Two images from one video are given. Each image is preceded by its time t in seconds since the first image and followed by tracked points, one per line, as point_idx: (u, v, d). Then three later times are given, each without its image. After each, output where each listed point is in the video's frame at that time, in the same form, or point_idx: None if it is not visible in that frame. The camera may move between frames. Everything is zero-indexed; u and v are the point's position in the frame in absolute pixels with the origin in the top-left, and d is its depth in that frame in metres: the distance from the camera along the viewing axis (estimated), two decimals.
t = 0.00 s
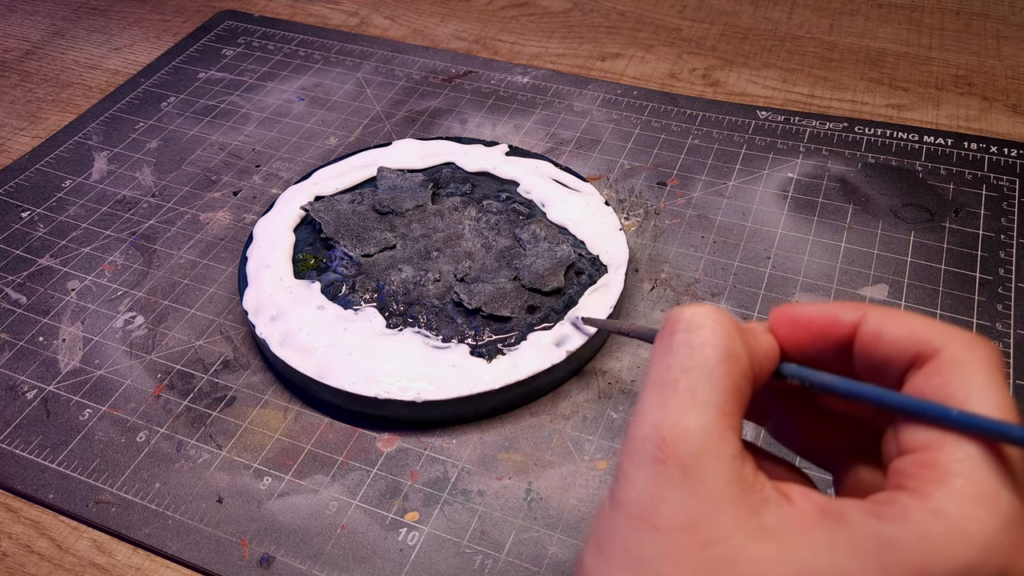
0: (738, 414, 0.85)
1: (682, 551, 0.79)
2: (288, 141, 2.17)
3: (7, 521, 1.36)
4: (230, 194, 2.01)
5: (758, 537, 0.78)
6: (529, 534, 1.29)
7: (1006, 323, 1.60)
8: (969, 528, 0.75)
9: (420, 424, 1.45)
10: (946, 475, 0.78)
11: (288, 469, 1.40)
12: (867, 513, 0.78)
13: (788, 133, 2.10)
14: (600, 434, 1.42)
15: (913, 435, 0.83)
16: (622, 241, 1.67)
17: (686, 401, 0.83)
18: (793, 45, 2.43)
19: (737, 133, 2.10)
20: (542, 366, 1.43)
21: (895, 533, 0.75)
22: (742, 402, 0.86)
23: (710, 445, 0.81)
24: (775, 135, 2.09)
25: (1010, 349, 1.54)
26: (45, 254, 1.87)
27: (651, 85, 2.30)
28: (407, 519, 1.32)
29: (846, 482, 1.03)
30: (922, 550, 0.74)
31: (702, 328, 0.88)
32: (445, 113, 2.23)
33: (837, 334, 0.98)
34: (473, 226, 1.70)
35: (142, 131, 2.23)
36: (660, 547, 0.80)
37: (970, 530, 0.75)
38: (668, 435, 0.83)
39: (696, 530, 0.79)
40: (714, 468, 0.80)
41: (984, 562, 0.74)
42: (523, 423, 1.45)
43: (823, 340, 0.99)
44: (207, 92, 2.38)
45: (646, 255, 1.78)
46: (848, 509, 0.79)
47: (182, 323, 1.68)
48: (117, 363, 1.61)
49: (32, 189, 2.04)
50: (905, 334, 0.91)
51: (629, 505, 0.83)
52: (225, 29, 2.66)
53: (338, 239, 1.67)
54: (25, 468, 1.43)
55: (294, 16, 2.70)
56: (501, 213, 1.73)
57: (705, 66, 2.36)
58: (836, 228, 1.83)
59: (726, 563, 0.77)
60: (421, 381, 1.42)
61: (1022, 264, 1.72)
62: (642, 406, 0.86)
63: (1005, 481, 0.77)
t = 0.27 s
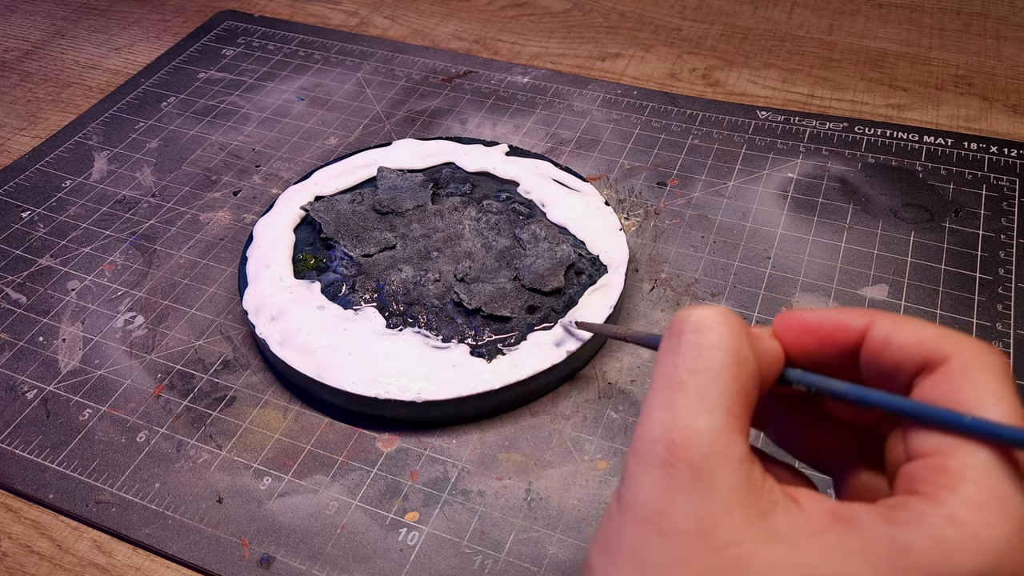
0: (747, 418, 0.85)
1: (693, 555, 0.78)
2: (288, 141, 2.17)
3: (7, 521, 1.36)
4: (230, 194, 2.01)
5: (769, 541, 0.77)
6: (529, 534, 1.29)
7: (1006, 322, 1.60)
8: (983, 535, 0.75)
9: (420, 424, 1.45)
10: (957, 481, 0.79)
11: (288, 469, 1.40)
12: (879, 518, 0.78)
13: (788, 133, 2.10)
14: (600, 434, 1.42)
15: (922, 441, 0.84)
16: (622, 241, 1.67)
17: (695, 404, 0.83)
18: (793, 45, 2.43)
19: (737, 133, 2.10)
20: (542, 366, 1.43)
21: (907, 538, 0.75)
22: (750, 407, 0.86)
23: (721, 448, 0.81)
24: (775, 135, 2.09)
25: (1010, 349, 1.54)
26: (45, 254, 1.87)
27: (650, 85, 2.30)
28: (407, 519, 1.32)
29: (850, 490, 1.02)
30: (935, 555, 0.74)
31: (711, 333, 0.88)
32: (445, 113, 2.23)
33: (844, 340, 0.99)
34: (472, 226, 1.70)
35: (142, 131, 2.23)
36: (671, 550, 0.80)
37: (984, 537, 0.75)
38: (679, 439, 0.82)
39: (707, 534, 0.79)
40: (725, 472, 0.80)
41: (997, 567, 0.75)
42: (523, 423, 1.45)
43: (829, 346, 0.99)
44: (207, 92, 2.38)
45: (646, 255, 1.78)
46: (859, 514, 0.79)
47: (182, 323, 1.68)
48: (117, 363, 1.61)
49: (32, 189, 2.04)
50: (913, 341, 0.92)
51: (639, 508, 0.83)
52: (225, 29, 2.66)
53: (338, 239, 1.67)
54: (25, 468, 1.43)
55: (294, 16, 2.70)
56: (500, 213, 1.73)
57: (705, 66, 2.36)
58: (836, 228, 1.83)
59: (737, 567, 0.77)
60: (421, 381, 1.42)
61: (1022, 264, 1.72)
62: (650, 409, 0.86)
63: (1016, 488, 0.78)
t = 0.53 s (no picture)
0: (737, 414, 0.86)
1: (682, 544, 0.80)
2: (288, 141, 2.17)
3: (8, 521, 1.36)
4: (230, 194, 2.01)
5: (755, 531, 0.78)
6: (529, 534, 1.29)
7: (1006, 323, 1.60)
8: (958, 515, 0.78)
9: (420, 424, 1.45)
10: (936, 464, 0.81)
11: (288, 469, 1.40)
12: (860, 504, 0.80)
13: (788, 133, 2.10)
14: (600, 434, 1.42)
15: (902, 422, 0.86)
16: (622, 242, 1.67)
17: (684, 403, 0.84)
18: (793, 45, 2.43)
19: (737, 133, 2.10)
20: (542, 367, 1.43)
21: (886, 523, 0.77)
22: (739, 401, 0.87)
23: (709, 443, 0.82)
24: (775, 135, 2.09)
25: (1010, 349, 1.54)
26: (45, 254, 1.87)
27: (651, 85, 2.30)
28: (407, 519, 1.32)
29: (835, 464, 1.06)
30: (912, 538, 0.76)
31: (699, 330, 0.89)
32: (445, 113, 2.23)
33: (830, 319, 1.00)
34: (472, 226, 1.70)
35: (142, 131, 2.23)
36: (660, 540, 0.81)
37: (959, 517, 0.78)
38: (668, 434, 0.84)
39: (694, 524, 0.80)
40: (712, 464, 0.81)
41: (971, 549, 0.78)
42: (523, 423, 1.45)
43: (815, 326, 1.01)
44: (207, 92, 2.38)
45: (646, 255, 1.78)
46: (842, 502, 0.81)
47: (182, 323, 1.68)
48: (117, 363, 1.61)
49: (32, 189, 2.04)
50: (895, 322, 0.94)
51: (629, 499, 0.84)
52: (225, 29, 2.66)
53: (338, 239, 1.67)
54: (25, 468, 1.43)
55: (294, 16, 2.70)
56: (500, 213, 1.73)
57: (705, 66, 2.36)
58: (835, 229, 1.83)
59: (722, 554, 0.78)
60: (421, 381, 1.42)
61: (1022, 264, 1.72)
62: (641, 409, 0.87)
63: (992, 467, 0.80)
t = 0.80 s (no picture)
0: (734, 409, 0.87)
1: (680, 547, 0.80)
2: (288, 141, 2.17)
3: (8, 521, 1.36)
4: (230, 194, 2.01)
5: (748, 521, 0.79)
6: (529, 534, 1.29)
7: (1006, 323, 1.59)
8: (944, 500, 0.78)
9: (420, 424, 1.45)
10: (921, 452, 0.81)
11: (288, 469, 1.40)
12: (849, 493, 0.81)
13: (788, 133, 2.10)
14: (600, 434, 1.42)
15: (886, 412, 0.86)
16: (622, 242, 1.67)
17: (682, 400, 0.85)
18: (793, 45, 2.43)
19: (738, 133, 2.10)
20: (542, 367, 1.43)
21: (875, 510, 0.78)
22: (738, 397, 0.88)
23: (707, 438, 0.83)
24: (775, 135, 2.09)
25: (1010, 350, 1.54)
26: (45, 254, 1.87)
27: (650, 85, 2.30)
28: (407, 519, 1.32)
29: (819, 453, 1.06)
30: (899, 524, 0.77)
31: (695, 329, 0.90)
32: (445, 113, 2.23)
33: (816, 310, 1.01)
34: (472, 226, 1.70)
35: (142, 131, 2.23)
36: (655, 531, 0.82)
37: (945, 502, 0.78)
38: (664, 429, 0.85)
39: (688, 514, 0.81)
40: (709, 459, 0.82)
41: (959, 534, 0.78)
42: (523, 423, 1.45)
43: (801, 317, 1.02)
44: (207, 92, 2.38)
45: (646, 255, 1.78)
46: (832, 492, 0.82)
47: (182, 323, 1.68)
48: (117, 363, 1.61)
49: (32, 189, 2.04)
50: (876, 314, 0.95)
51: (626, 492, 0.85)
52: (225, 29, 2.66)
53: (338, 239, 1.67)
54: (25, 468, 1.43)
55: (294, 16, 2.70)
56: (500, 213, 1.73)
57: (705, 66, 2.36)
58: (835, 228, 1.83)
59: (715, 544, 0.79)
60: (421, 381, 1.42)
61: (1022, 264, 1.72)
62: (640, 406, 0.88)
63: (976, 453, 0.81)
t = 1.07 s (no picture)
0: (730, 406, 0.88)
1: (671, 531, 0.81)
2: (289, 141, 2.17)
3: (7, 521, 1.36)
4: (230, 194, 2.01)
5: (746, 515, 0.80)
6: (529, 534, 1.29)
7: (1006, 323, 1.60)
8: (936, 488, 0.78)
9: (420, 424, 1.45)
10: (911, 442, 0.81)
11: (288, 469, 1.40)
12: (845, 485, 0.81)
13: (788, 133, 2.10)
14: (600, 434, 1.42)
15: (872, 406, 0.86)
16: (622, 242, 1.67)
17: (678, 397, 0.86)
18: (793, 45, 2.43)
19: (737, 133, 2.10)
20: (542, 367, 1.43)
21: (871, 501, 0.78)
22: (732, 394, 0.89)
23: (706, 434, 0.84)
24: (775, 135, 2.09)
25: (1010, 350, 1.54)
26: (45, 254, 1.87)
27: (650, 85, 2.30)
28: (407, 519, 1.32)
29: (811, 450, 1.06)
30: (893, 514, 0.77)
31: (689, 328, 0.91)
32: (445, 113, 2.23)
33: (800, 305, 1.02)
34: (472, 226, 1.70)
35: (142, 131, 2.23)
36: (655, 527, 0.82)
37: (937, 490, 0.78)
38: (662, 425, 0.85)
39: (688, 510, 0.81)
40: (706, 455, 0.83)
41: (952, 520, 0.77)
42: (523, 423, 1.45)
43: (787, 313, 1.03)
44: (207, 92, 2.38)
45: (646, 255, 1.78)
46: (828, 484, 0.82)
47: (182, 323, 1.68)
48: (117, 364, 1.61)
49: (31, 189, 2.04)
50: (860, 307, 0.95)
51: (625, 489, 0.85)
52: (225, 29, 2.66)
53: (338, 239, 1.67)
54: (25, 468, 1.43)
55: (294, 16, 2.70)
56: (501, 213, 1.73)
57: (705, 66, 2.36)
58: (835, 228, 1.83)
59: (715, 538, 0.80)
60: (421, 381, 1.42)
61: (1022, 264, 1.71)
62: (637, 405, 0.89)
63: (965, 439, 0.80)
